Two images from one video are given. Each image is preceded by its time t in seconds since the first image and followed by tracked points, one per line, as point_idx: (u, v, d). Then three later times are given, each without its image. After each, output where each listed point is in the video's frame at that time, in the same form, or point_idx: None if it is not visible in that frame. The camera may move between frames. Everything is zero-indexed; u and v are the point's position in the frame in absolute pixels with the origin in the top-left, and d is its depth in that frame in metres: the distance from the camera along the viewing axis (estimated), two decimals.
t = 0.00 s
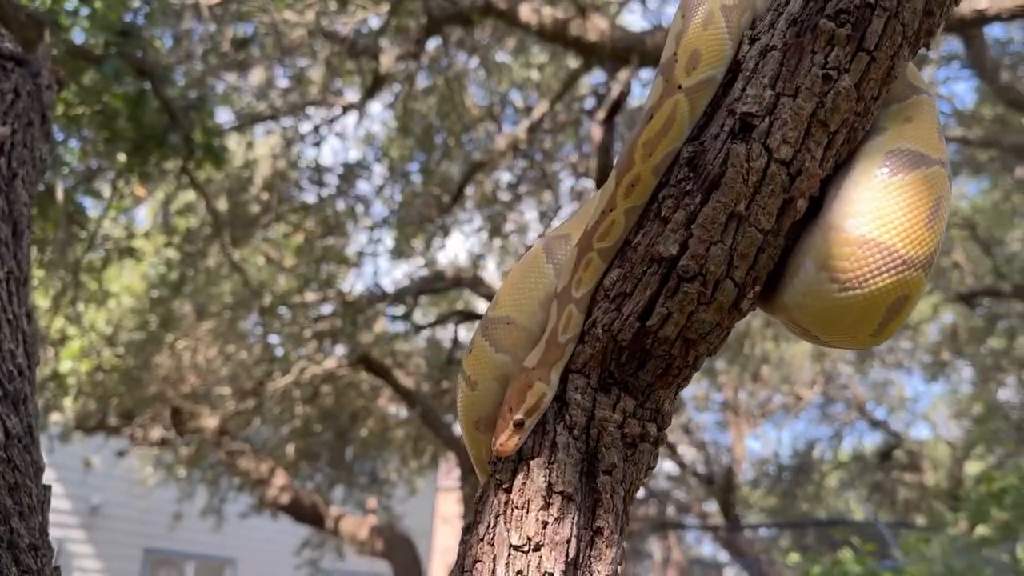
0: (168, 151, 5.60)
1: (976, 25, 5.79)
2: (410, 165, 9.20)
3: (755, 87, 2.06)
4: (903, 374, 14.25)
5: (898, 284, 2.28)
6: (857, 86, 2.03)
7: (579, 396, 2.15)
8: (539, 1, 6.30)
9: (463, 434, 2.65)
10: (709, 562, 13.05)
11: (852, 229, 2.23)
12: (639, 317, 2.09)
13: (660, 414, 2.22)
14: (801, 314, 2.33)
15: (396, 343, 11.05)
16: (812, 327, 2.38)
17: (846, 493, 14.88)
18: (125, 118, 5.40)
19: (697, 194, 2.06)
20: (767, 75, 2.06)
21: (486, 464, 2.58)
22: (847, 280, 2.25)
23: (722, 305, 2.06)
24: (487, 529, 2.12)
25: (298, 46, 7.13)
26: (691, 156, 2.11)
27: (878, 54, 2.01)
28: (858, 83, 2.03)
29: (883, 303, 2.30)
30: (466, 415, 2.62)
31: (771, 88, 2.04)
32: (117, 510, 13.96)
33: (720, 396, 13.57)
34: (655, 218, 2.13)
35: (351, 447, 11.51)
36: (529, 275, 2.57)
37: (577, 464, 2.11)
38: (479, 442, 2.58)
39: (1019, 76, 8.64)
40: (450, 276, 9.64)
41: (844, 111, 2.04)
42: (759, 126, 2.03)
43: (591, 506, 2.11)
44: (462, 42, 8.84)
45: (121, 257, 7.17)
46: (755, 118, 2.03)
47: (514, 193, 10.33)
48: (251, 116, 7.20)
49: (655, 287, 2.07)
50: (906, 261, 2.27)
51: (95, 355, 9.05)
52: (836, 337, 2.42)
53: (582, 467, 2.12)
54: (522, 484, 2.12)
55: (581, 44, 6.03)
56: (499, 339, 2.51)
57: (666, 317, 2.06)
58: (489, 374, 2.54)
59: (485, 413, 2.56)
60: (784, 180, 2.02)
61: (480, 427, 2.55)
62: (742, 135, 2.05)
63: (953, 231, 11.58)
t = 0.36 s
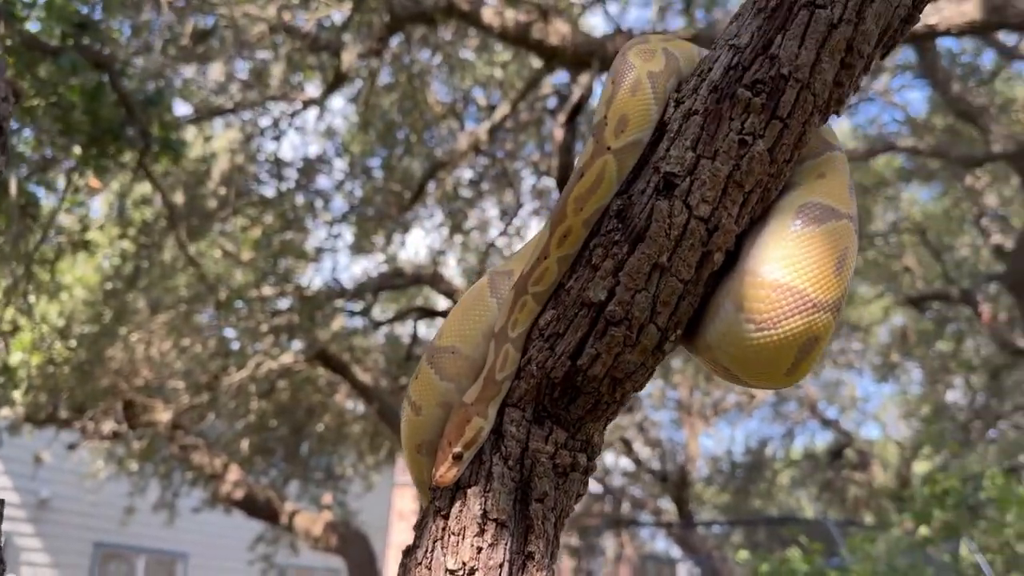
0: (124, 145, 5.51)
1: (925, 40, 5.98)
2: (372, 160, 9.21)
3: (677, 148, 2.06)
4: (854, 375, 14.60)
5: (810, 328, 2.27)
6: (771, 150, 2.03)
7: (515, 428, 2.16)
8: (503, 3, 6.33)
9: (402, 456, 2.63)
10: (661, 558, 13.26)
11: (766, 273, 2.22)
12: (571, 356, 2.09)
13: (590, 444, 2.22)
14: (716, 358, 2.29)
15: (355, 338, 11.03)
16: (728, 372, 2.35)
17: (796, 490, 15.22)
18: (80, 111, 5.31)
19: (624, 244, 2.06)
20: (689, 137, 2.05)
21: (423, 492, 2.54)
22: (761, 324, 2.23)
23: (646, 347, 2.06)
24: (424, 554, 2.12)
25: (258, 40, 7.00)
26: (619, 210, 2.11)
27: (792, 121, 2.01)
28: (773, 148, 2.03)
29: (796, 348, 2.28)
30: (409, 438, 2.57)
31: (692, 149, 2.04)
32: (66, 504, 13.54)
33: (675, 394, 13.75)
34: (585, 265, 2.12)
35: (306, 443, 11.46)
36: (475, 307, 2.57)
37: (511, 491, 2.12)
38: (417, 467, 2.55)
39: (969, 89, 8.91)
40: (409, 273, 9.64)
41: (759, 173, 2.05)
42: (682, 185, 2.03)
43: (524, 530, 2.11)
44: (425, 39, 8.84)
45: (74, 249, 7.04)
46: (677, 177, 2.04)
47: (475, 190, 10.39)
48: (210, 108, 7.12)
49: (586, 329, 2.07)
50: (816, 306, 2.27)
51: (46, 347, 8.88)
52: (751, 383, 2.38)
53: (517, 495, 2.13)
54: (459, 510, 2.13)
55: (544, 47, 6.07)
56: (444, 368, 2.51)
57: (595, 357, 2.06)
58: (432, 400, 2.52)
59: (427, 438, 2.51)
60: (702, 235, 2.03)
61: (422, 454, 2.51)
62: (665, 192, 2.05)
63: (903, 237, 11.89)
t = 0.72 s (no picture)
0: (95, 138, 5.48)
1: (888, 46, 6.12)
2: (344, 153, 9.23)
3: (600, 193, 2.11)
4: (820, 370, 14.89)
5: (716, 348, 2.41)
6: (682, 198, 2.09)
7: (454, 441, 2.22)
8: (476, 2, 6.36)
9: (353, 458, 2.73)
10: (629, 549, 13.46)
11: (679, 299, 2.34)
12: (504, 377, 2.16)
13: (525, 454, 2.28)
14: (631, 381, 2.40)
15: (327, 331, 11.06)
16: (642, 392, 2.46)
17: (762, 483, 15.50)
18: (51, 104, 5.28)
19: (552, 278, 2.12)
20: (611, 182, 2.10)
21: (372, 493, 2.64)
22: (674, 345, 2.35)
23: (572, 368, 2.14)
24: (371, 554, 2.20)
25: (230, 34, 6.98)
26: (549, 246, 2.17)
27: (700, 171, 2.06)
28: (683, 195, 2.09)
29: (703, 366, 2.43)
30: (361, 443, 2.70)
31: (612, 196, 2.08)
32: (32, 494, 13.42)
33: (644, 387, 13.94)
34: (518, 295, 2.18)
35: (276, 435, 11.47)
36: (423, 326, 2.66)
37: (450, 496, 2.20)
38: (366, 471, 2.65)
39: (932, 93, 9.03)
40: (381, 266, 9.69)
41: (671, 217, 2.11)
42: (602, 227, 2.08)
43: (462, 532, 2.18)
44: (399, 33, 8.87)
45: (42, 241, 7.00)
46: (598, 221, 2.09)
47: (448, 184, 10.44)
48: (182, 101, 7.08)
49: (518, 352, 2.14)
50: (721, 328, 2.42)
51: (13, 338, 8.82)
52: (662, 401, 2.51)
53: (455, 500, 2.20)
54: (402, 514, 2.21)
55: (515, 47, 6.14)
56: (395, 381, 2.61)
57: (527, 377, 2.13)
58: (384, 411, 2.63)
59: (376, 445, 2.64)
60: (621, 271, 2.09)
61: (370, 457, 2.63)
62: (589, 231, 2.10)
63: (869, 236, 12.14)
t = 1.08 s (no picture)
0: (74, 128, 5.50)
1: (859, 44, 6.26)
2: (323, 143, 9.25)
3: (553, 197, 2.19)
4: (793, 361, 15.13)
5: (655, 330, 2.53)
6: (624, 203, 2.18)
7: (423, 417, 2.26)
8: None
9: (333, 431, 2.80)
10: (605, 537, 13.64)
11: (623, 286, 2.44)
12: (468, 359, 2.22)
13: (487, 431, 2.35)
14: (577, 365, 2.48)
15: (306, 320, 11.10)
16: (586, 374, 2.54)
17: (737, 472, 15.74)
18: (30, 93, 5.28)
19: (510, 271, 2.19)
20: (562, 187, 2.19)
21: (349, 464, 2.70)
22: (619, 328, 2.45)
23: (529, 352, 2.21)
24: (346, 519, 2.18)
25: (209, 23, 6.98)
26: (508, 243, 2.25)
27: (640, 179, 2.17)
28: (625, 200, 2.18)
29: (643, 347, 2.54)
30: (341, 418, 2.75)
31: (563, 199, 2.17)
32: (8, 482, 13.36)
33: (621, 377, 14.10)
34: (480, 286, 2.25)
35: (255, 423, 11.50)
36: (398, 313, 2.78)
37: (421, 466, 2.22)
38: (343, 444, 2.72)
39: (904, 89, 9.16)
40: (360, 256, 9.73)
41: (613, 220, 2.20)
42: (555, 227, 2.16)
43: (429, 496, 2.20)
44: (379, 23, 8.90)
45: (20, 229, 6.99)
46: (552, 221, 2.17)
47: (427, 174, 10.51)
48: (162, 91, 7.09)
49: (481, 336, 2.21)
50: (659, 312, 2.54)
51: None
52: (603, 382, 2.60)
53: (424, 468, 2.22)
54: (376, 481, 2.21)
55: (493, 41, 6.20)
56: (372, 360, 2.69)
57: (488, 361, 2.20)
58: (361, 389, 2.69)
59: (353, 418, 2.68)
60: (571, 266, 2.17)
61: (345, 430, 2.68)
62: (544, 230, 2.18)
63: (842, 229, 12.35)
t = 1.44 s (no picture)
0: (50, 120, 5.45)
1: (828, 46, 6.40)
2: (297, 133, 9.20)
3: (551, 234, 2.28)
4: (760, 352, 15.38)
5: (647, 352, 2.63)
6: (616, 240, 2.27)
7: (429, 432, 2.38)
8: None
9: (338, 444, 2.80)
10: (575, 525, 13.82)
11: (617, 311, 2.54)
12: (472, 380, 2.31)
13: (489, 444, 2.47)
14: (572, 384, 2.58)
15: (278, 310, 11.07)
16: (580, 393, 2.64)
17: (704, 461, 16.01)
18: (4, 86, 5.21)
19: (511, 300, 2.29)
20: (560, 225, 2.28)
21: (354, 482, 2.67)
22: (612, 349, 2.55)
23: (528, 373, 2.30)
24: (360, 525, 2.35)
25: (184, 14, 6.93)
26: (509, 274, 2.34)
27: (632, 219, 2.26)
28: (619, 237, 2.27)
29: (636, 368, 2.64)
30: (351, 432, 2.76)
31: (560, 236, 2.26)
32: None
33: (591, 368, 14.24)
34: (483, 314, 2.35)
35: (226, 414, 11.47)
36: (407, 332, 2.82)
37: (427, 477, 2.36)
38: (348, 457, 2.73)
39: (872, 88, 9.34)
40: (334, 247, 9.73)
41: (606, 255, 2.28)
42: (552, 261, 2.25)
43: (435, 506, 2.36)
44: (353, 14, 8.88)
45: None
46: (550, 256, 2.26)
47: (401, 165, 10.52)
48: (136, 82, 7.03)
49: (484, 359, 2.30)
50: (652, 335, 2.63)
51: None
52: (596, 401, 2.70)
53: (430, 479, 2.36)
54: (386, 491, 2.36)
55: (470, 38, 6.25)
56: (383, 375, 2.72)
57: (491, 383, 2.29)
58: (372, 403, 2.71)
59: (364, 429, 2.68)
60: (566, 297, 2.26)
61: (356, 442, 2.67)
62: (543, 264, 2.27)
63: (809, 223, 12.58)
